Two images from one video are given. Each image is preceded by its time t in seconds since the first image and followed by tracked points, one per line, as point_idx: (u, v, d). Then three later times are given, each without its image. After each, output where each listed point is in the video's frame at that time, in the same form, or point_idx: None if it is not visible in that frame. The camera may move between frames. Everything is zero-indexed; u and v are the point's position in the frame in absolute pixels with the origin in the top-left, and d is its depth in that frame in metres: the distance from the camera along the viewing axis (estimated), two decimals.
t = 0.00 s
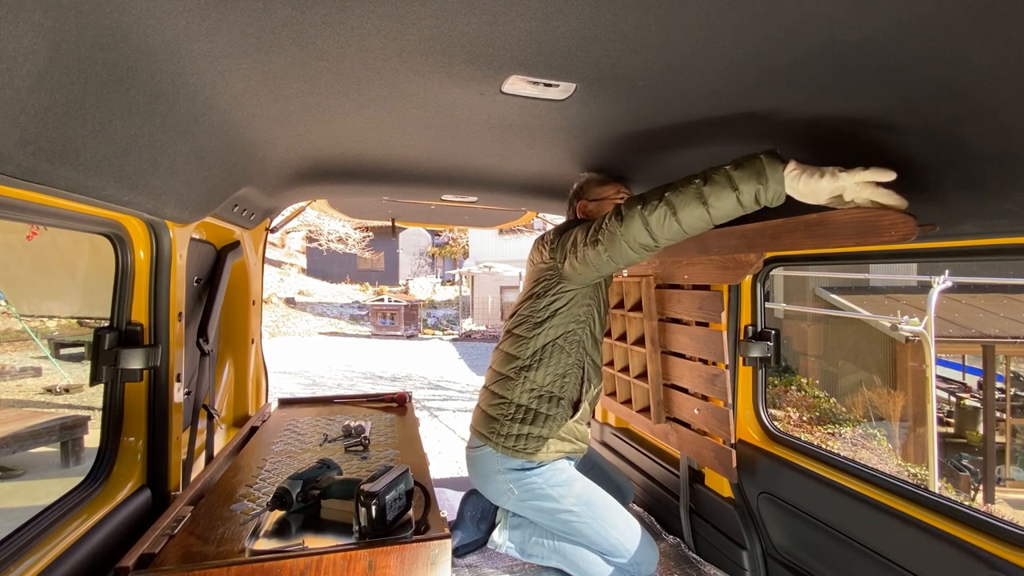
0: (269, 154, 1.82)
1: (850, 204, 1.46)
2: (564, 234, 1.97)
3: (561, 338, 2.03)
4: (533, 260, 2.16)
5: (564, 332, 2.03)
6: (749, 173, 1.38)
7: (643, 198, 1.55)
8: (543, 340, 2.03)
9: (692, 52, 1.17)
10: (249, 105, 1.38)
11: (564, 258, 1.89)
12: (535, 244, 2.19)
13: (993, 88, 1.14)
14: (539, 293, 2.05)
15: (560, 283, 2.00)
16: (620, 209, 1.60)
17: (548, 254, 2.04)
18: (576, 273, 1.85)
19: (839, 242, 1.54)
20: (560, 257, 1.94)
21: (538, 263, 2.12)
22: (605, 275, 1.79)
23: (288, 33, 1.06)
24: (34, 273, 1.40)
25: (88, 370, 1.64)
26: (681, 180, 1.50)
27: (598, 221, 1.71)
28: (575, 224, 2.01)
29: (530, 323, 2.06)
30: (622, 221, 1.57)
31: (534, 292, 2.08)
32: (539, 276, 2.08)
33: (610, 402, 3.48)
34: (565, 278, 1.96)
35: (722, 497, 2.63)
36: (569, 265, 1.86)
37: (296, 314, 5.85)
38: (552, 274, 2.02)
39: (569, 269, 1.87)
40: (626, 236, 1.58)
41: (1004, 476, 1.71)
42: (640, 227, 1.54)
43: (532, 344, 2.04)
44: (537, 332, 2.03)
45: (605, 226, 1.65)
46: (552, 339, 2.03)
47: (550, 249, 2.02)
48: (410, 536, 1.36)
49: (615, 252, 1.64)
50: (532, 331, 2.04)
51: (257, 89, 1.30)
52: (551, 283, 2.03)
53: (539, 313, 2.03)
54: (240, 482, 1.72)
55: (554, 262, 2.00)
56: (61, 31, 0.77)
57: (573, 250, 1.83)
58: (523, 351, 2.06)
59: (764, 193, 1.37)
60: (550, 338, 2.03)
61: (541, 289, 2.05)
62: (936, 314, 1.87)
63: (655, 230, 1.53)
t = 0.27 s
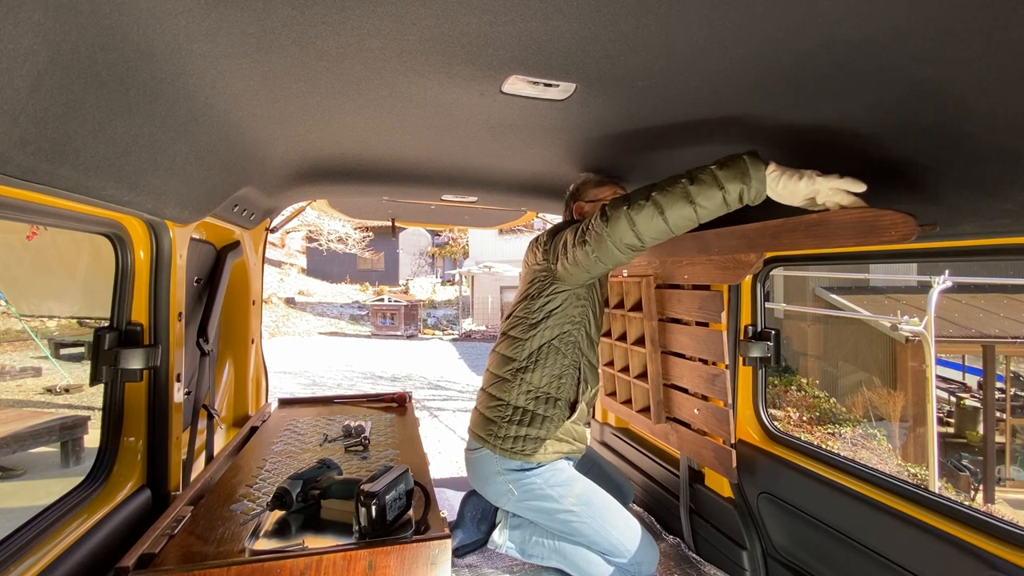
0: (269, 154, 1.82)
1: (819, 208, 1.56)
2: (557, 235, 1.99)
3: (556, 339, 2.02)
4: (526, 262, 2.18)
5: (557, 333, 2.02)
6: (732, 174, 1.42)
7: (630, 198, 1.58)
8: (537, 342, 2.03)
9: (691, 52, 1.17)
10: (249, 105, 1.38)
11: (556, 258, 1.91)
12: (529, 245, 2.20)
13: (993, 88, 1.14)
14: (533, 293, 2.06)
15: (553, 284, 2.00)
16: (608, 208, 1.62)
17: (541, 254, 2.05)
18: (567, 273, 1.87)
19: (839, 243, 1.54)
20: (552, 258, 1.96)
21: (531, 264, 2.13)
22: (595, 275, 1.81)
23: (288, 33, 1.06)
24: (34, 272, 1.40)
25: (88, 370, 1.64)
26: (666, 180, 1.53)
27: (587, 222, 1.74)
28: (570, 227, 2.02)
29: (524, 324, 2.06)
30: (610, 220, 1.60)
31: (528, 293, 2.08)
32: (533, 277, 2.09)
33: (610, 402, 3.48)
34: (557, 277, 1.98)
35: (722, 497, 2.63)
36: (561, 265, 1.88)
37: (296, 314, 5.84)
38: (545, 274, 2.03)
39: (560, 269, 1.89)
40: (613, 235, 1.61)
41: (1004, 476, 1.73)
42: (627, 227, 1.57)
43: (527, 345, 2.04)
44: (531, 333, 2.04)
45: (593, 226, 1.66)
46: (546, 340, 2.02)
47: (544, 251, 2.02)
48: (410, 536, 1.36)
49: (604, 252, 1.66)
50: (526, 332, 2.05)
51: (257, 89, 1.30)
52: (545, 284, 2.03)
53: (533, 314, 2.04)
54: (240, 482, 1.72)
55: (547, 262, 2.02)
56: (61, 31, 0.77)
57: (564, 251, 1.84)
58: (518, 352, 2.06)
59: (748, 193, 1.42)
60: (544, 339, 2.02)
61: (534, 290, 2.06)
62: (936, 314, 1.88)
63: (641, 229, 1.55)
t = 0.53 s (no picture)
0: (269, 154, 1.82)
1: (784, 213, 1.72)
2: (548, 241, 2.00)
3: (550, 345, 2.02)
4: (519, 270, 2.18)
5: (551, 339, 2.01)
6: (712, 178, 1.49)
7: (614, 203, 1.59)
8: (532, 348, 2.02)
9: (691, 52, 1.17)
10: (249, 105, 1.38)
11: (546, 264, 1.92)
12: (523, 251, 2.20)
13: (993, 89, 1.14)
14: (526, 300, 2.06)
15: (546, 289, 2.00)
16: (593, 214, 1.63)
17: (534, 260, 2.06)
18: (558, 279, 1.87)
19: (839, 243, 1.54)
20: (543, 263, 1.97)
21: (523, 271, 2.14)
22: (585, 280, 1.82)
23: (288, 33, 1.06)
24: (34, 272, 1.40)
25: (88, 370, 1.64)
26: (649, 185, 1.57)
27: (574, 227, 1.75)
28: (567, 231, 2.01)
29: (518, 332, 2.05)
30: (595, 227, 1.61)
31: (521, 299, 2.08)
32: (526, 283, 2.09)
33: (610, 402, 3.48)
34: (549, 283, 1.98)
35: (722, 497, 2.63)
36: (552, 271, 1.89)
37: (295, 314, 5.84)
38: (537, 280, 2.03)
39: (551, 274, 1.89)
40: (599, 240, 1.62)
41: (1004, 476, 1.75)
42: (612, 231, 1.58)
43: (521, 351, 2.03)
44: (525, 340, 2.03)
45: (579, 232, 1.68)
46: (540, 346, 2.02)
47: (536, 257, 2.02)
48: (410, 536, 1.36)
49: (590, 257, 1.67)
50: (520, 338, 2.04)
51: (257, 89, 1.30)
52: (538, 290, 2.03)
53: (526, 321, 2.03)
54: (240, 482, 1.72)
55: (539, 268, 2.02)
56: (61, 31, 0.77)
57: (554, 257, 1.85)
58: (512, 359, 2.05)
59: (727, 195, 1.50)
60: (538, 344, 2.01)
61: (527, 296, 2.06)
62: (936, 314, 1.90)
63: (626, 232, 1.57)
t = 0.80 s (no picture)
0: (269, 154, 1.82)
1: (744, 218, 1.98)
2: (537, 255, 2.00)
3: (542, 356, 2.02)
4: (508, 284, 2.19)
5: (544, 349, 2.02)
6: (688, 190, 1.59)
7: (602, 221, 1.62)
8: (524, 360, 2.02)
9: (691, 52, 1.17)
10: (249, 105, 1.38)
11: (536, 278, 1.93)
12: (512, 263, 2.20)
13: (993, 89, 1.14)
14: (517, 312, 2.06)
15: (536, 302, 2.01)
16: (582, 233, 1.64)
17: (523, 273, 2.06)
18: (549, 294, 1.88)
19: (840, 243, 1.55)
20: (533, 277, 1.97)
21: (512, 284, 2.14)
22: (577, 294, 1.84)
23: (288, 33, 1.06)
24: (34, 272, 1.40)
25: (88, 370, 1.64)
26: (634, 200, 1.62)
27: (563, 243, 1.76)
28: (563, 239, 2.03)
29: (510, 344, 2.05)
30: (587, 243, 1.63)
31: (512, 312, 2.09)
32: (516, 296, 2.10)
33: (610, 402, 3.47)
34: (539, 296, 1.99)
35: (722, 498, 2.63)
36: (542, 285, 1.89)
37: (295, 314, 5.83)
38: (527, 293, 2.04)
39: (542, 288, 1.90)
40: (591, 258, 1.65)
41: (1005, 477, 1.72)
42: (605, 248, 1.61)
43: (514, 363, 2.04)
44: (517, 352, 2.03)
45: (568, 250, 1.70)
46: (533, 357, 2.02)
47: (526, 271, 2.02)
48: (410, 535, 1.36)
49: (582, 273, 1.70)
50: (512, 350, 2.04)
51: (257, 89, 1.30)
52: (529, 303, 2.03)
53: (518, 333, 2.04)
54: (241, 482, 1.72)
55: (529, 282, 2.02)
56: (61, 31, 0.77)
57: (543, 272, 1.86)
58: (505, 371, 2.05)
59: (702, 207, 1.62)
60: (530, 356, 2.02)
61: (518, 309, 2.07)
62: (936, 314, 1.88)
63: (619, 248, 1.61)
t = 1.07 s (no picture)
0: (269, 154, 1.82)
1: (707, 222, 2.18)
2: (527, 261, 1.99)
3: (535, 360, 2.02)
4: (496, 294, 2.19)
5: (537, 353, 2.02)
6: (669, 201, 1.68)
7: (594, 228, 1.63)
8: (517, 365, 2.01)
9: (691, 52, 1.17)
10: (249, 105, 1.38)
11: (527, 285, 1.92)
12: (500, 269, 2.18)
13: (993, 89, 1.14)
14: (508, 318, 2.05)
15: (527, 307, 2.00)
16: (575, 241, 1.65)
17: (512, 279, 2.05)
18: (541, 301, 1.87)
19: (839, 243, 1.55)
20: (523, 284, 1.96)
21: (500, 293, 2.14)
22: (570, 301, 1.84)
23: (288, 33, 1.06)
24: (34, 273, 1.39)
25: (88, 370, 1.64)
26: (622, 209, 1.66)
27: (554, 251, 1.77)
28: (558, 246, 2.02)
29: (501, 351, 2.04)
30: (583, 251, 1.63)
31: (502, 318, 2.07)
32: (506, 302, 2.09)
33: (610, 402, 3.47)
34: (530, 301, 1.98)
35: (722, 498, 2.63)
36: (534, 292, 1.88)
37: (295, 314, 5.83)
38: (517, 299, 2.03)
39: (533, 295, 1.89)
40: (585, 266, 1.65)
41: (1004, 476, 1.71)
42: (600, 254, 1.63)
43: (506, 368, 2.03)
44: (509, 357, 2.02)
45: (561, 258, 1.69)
46: (525, 362, 2.01)
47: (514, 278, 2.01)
48: (410, 535, 1.36)
49: (577, 281, 1.69)
50: (504, 356, 2.03)
51: (257, 90, 1.30)
52: (519, 310, 2.02)
53: (510, 339, 2.03)
54: (241, 482, 1.72)
55: (519, 288, 2.01)
56: (60, 32, 0.77)
57: (535, 280, 1.85)
58: (497, 376, 2.04)
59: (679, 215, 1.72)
60: (523, 361, 2.01)
61: (509, 314, 2.06)
62: (936, 314, 1.88)
63: (614, 255, 1.63)
